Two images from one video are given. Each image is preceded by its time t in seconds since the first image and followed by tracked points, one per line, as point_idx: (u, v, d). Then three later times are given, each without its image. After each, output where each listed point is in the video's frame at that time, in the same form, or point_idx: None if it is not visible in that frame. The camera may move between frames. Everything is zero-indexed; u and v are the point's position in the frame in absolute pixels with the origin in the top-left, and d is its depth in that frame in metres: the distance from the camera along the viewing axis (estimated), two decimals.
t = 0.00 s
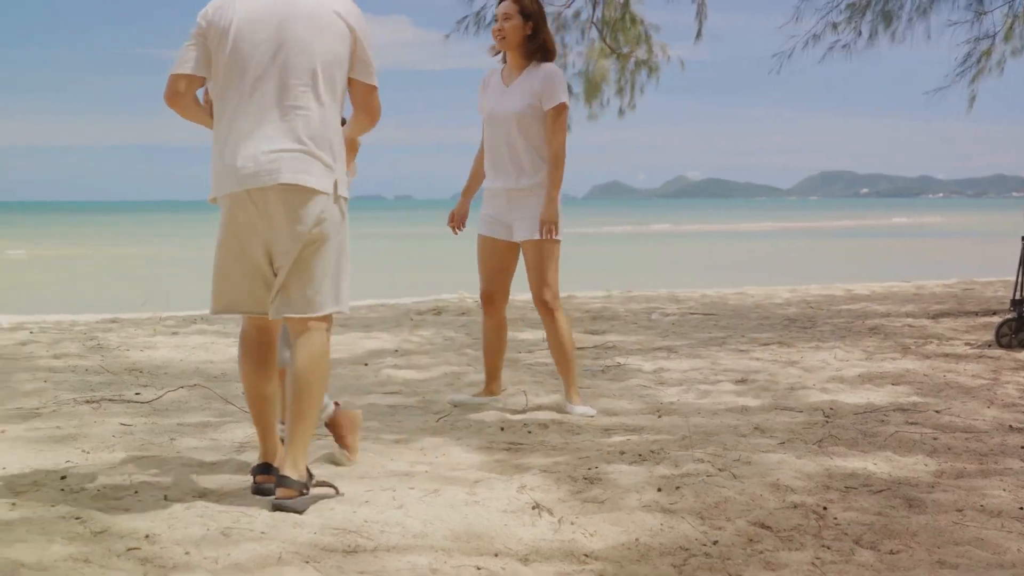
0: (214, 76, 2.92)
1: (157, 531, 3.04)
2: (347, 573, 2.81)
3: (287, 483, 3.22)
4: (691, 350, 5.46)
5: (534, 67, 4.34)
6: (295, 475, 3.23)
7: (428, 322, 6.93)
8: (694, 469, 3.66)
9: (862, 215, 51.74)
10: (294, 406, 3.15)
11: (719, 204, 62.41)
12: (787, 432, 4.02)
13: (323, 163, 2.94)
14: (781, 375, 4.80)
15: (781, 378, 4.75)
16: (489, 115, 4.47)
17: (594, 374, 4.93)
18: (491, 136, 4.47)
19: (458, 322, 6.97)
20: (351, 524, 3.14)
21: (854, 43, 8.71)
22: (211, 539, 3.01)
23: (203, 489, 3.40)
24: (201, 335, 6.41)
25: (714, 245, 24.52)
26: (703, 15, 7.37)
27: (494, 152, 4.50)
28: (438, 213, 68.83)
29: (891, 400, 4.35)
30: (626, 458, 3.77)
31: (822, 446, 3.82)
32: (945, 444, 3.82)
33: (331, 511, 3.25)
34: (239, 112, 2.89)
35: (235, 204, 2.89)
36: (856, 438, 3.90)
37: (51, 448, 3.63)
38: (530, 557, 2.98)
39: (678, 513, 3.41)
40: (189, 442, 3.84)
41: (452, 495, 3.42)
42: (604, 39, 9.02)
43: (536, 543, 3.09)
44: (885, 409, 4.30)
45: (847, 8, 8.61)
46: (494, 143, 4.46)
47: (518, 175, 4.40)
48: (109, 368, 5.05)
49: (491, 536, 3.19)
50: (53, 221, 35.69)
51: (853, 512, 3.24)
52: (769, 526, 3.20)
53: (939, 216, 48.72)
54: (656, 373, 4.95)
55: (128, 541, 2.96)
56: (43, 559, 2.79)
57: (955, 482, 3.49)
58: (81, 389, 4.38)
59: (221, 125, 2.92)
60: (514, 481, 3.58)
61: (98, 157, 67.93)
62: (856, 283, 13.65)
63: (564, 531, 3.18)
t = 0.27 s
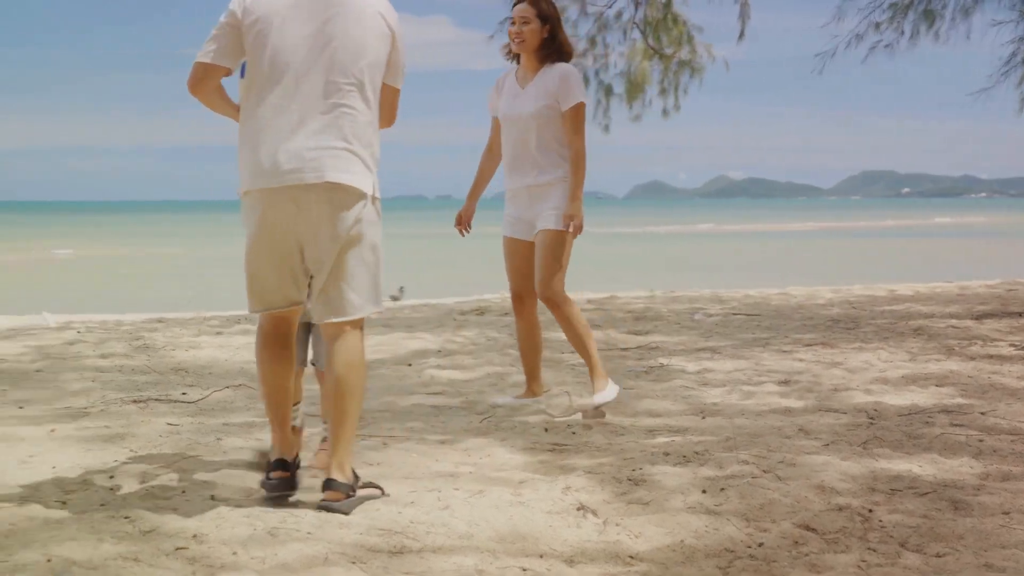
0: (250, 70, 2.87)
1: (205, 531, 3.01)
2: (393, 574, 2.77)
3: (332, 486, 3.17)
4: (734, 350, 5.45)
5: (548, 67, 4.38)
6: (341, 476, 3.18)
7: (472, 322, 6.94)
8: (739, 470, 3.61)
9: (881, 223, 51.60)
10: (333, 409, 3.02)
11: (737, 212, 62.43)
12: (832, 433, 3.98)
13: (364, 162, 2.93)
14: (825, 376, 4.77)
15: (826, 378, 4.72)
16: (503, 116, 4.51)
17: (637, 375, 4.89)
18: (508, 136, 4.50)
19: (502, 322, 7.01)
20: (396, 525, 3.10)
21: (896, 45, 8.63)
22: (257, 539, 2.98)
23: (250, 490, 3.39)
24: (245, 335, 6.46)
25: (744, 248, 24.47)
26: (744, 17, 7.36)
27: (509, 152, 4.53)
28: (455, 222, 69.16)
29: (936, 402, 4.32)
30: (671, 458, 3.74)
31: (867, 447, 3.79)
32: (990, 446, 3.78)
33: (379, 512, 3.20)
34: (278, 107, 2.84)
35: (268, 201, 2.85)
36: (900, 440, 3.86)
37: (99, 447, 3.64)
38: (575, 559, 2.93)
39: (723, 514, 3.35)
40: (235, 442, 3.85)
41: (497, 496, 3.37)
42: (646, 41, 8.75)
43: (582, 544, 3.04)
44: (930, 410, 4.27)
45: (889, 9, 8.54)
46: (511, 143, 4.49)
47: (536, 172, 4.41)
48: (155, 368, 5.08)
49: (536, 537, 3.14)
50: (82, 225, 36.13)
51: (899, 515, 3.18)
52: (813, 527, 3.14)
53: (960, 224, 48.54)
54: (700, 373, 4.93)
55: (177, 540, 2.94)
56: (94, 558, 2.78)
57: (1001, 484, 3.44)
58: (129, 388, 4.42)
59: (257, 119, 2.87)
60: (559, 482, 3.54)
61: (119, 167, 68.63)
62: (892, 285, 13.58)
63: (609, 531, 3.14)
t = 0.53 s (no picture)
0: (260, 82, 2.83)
1: (264, 528, 3.00)
2: (450, 573, 2.75)
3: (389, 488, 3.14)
4: (793, 350, 5.41)
5: (585, 69, 4.40)
6: (398, 478, 3.13)
7: (529, 322, 6.94)
8: (797, 471, 3.53)
9: (916, 218, 51.06)
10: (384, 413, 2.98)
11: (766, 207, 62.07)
12: (891, 434, 3.91)
13: (380, 168, 2.84)
14: (885, 376, 4.72)
15: (885, 378, 4.67)
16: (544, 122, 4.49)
17: (694, 374, 4.86)
18: (551, 141, 4.47)
19: (560, 321, 7.04)
20: (454, 524, 3.08)
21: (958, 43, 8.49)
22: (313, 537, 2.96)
23: (309, 489, 3.40)
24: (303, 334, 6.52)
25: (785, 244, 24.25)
26: (803, 15, 7.29)
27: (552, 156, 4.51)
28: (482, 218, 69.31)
29: (997, 403, 4.25)
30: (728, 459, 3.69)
31: (926, 449, 3.70)
32: None
33: (435, 511, 3.18)
34: (288, 116, 2.79)
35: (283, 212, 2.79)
36: (961, 441, 3.78)
37: (161, 445, 3.67)
38: (632, 559, 2.88)
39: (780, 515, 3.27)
40: (294, 441, 3.87)
41: (555, 496, 3.33)
42: (704, 40, 8.65)
43: (639, 544, 2.99)
44: (991, 411, 4.19)
45: (949, 6, 8.40)
46: (555, 148, 4.46)
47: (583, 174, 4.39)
48: (216, 366, 5.14)
49: (593, 536, 3.10)
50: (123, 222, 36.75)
51: (958, 517, 3.09)
52: (872, 529, 3.05)
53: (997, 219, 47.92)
54: (758, 372, 4.88)
55: (236, 537, 2.93)
56: (155, 554, 2.78)
57: None
58: (190, 385, 4.46)
59: (267, 131, 2.82)
60: (616, 482, 3.49)
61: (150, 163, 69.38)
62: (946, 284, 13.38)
63: (666, 531, 3.09)
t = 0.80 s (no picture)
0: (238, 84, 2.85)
1: (308, 527, 3.02)
2: (492, 571, 2.74)
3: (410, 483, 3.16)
4: (836, 350, 5.38)
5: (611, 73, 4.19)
6: (418, 472, 3.16)
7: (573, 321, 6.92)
8: (840, 471, 3.49)
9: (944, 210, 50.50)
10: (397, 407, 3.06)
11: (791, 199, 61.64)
12: (933, 433, 3.87)
13: (353, 162, 2.79)
14: (929, 376, 4.68)
15: (930, 379, 4.63)
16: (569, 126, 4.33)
17: (737, 374, 4.83)
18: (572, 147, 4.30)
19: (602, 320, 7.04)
20: (496, 523, 3.06)
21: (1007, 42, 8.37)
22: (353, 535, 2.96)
23: (352, 486, 3.41)
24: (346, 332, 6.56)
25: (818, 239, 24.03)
26: (850, 14, 7.22)
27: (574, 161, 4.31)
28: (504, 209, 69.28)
29: None
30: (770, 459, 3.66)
31: (971, 450, 3.65)
32: None
33: (476, 510, 3.19)
34: (260, 114, 2.78)
35: (258, 212, 2.80)
36: (1006, 442, 3.72)
37: (207, 442, 3.70)
38: (673, 558, 2.84)
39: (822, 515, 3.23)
40: (338, 438, 3.88)
41: (597, 495, 3.31)
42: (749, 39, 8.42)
43: (679, 543, 2.96)
44: None
45: (997, 4, 8.28)
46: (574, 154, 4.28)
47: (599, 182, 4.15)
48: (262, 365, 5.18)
49: (634, 535, 3.07)
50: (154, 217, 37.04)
51: (1003, 517, 3.04)
52: (915, 529, 3.01)
53: None
54: (802, 372, 4.84)
55: (279, 535, 2.95)
56: (200, 550, 2.81)
57: None
58: (235, 383, 4.49)
59: (245, 131, 2.82)
60: (658, 481, 3.47)
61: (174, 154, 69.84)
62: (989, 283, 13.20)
63: (707, 530, 3.06)
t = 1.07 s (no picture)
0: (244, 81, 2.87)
1: (331, 527, 3.03)
2: (515, 571, 2.74)
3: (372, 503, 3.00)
4: (860, 351, 5.37)
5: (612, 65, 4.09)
6: (382, 492, 3.01)
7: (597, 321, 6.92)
8: (862, 471, 3.48)
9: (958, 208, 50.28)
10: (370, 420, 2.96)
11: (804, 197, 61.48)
12: (958, 434, 3.86)
13: (359, 156, 2.80)
14: (953, 376, 4.66)
15: (954, 379, 4.61)
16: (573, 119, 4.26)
17: (761, 374, 4.83)
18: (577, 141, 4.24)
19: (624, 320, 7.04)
20: (519, 523, 3.07)
21: None
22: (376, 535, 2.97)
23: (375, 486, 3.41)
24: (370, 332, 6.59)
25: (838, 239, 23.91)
26: (873, 14, 7.21)
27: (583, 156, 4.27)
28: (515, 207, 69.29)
29: None
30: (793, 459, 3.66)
31: (995, 450, 3.63)
32: None
33: (499, 510, 3.19)
34: (267, 110, 2.80)
35: (267, 209, 2.83)
36: None
37: (231, 441, 3.72)
38: (696, 558, 2.85)
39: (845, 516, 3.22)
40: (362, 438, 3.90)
41: (620, 495, 3.32)
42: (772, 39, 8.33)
43: (701, 543, 2.96)
44: None
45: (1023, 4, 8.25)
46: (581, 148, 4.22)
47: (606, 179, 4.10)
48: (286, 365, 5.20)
49: (657, 535, 3.07)
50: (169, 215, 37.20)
51: None
52: (938, 531, 3.00)
53: None
54: (825, 372, 4.82)
55: (303, 535, 2.97)
56: (223, 550, 2.82)
57: None
58: (259, 382, 4.51)
59: (252, 127, 2.85)
60: (681, 482, 3.46)
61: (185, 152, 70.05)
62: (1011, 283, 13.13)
63: (729, 530, 3.06)
